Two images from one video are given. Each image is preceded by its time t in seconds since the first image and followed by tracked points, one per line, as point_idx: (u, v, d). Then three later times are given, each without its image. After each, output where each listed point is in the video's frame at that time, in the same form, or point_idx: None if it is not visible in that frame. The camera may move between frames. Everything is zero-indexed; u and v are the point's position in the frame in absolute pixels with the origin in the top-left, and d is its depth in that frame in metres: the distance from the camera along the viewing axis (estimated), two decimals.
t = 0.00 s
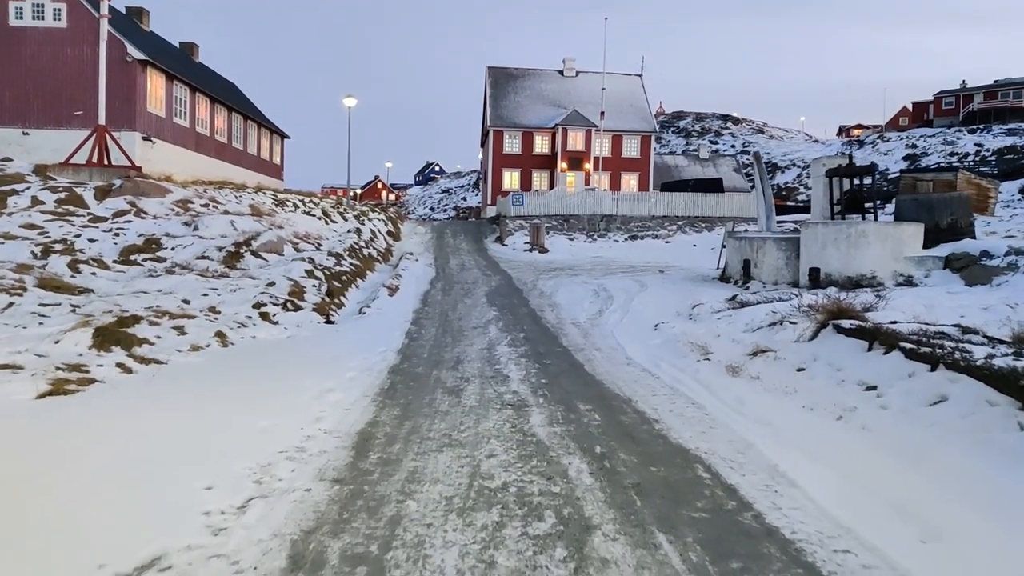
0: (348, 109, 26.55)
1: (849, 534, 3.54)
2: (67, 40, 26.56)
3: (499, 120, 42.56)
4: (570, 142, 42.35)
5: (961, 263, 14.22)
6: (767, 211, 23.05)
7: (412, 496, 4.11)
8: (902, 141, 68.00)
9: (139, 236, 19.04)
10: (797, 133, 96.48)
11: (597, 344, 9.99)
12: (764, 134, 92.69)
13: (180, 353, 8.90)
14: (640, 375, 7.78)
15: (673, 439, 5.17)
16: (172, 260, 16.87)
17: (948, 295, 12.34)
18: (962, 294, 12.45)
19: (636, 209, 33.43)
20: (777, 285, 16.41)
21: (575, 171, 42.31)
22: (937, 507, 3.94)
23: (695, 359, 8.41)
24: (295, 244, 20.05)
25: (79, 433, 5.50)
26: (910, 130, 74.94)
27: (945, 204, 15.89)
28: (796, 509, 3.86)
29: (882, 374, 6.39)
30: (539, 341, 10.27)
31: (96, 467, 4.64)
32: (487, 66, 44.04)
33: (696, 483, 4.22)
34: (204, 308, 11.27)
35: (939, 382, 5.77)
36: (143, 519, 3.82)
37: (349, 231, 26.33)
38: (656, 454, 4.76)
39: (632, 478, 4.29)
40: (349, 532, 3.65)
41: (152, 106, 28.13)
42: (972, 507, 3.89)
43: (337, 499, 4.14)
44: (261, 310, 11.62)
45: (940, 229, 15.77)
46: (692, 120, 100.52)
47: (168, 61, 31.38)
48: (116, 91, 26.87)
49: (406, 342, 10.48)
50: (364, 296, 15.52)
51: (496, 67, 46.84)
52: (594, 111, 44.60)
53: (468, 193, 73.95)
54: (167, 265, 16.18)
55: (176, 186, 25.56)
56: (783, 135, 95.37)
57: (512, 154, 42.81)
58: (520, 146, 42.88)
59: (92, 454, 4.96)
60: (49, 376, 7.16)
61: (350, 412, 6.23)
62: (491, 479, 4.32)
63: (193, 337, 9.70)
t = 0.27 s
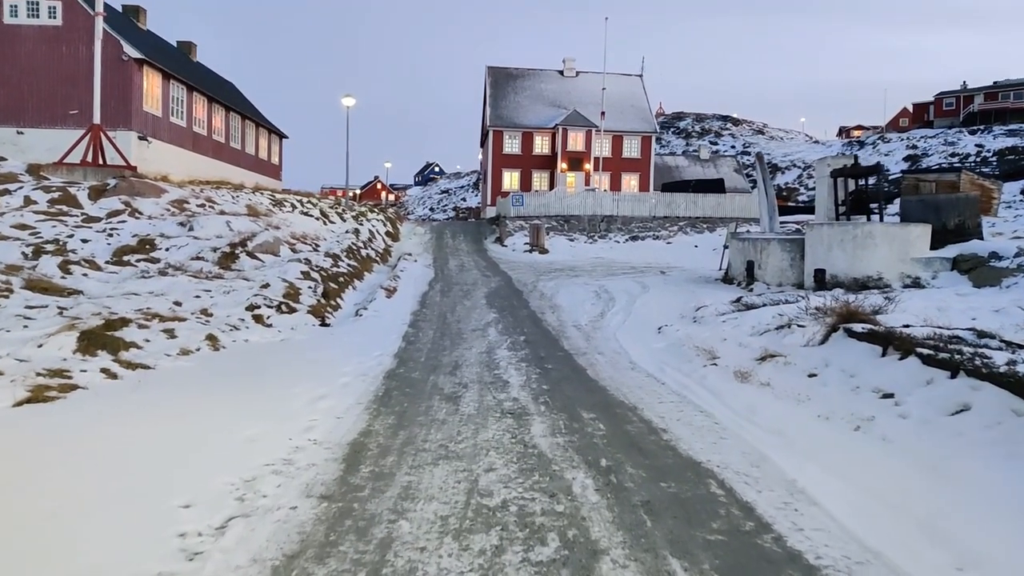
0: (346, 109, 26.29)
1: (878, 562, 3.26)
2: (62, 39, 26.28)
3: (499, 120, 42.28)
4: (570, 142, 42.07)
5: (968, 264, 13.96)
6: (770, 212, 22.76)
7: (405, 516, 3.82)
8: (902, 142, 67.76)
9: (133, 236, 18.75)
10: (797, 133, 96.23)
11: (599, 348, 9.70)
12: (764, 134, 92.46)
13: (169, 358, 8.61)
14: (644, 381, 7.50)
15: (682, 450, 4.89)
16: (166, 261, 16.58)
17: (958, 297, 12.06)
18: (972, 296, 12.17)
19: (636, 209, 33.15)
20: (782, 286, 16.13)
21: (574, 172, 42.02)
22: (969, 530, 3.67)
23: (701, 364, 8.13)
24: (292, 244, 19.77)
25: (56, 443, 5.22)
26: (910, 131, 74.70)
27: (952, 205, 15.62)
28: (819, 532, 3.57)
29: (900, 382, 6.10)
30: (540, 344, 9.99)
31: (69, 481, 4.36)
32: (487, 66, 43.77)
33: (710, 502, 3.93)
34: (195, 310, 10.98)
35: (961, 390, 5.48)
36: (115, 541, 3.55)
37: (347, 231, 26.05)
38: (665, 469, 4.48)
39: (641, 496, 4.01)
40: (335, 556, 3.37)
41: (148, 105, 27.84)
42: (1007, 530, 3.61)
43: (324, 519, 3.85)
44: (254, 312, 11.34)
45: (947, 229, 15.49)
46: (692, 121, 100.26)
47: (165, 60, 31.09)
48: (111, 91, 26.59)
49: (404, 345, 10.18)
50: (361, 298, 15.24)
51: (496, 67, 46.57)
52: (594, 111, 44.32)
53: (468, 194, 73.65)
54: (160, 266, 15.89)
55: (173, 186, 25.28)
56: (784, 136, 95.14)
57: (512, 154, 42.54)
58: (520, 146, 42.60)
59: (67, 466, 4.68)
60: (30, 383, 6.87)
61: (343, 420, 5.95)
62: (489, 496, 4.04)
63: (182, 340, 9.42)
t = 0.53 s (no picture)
0: (343, 107, 25.98)
1: None
2: (56, 36, 25.98)
3: (498, 118, 41.96)
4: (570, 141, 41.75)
5: (977, 261, 13.68)
6: (773, 210, 22.45)
7: (392, 533, 3.53)
8: (904, 140, 67.42)
9: (127, 235, 18.45)
10: (798, 132, 95.85)
11: (601, 348, 9.41)
12: (765, 133, 92.09)
13: (156, 360, 8.32)
14: (648, 383, 7.21)
15: (690, 459, 4.60)
16: (159, 260, 16.28)
17: (969, 295, 11.76)
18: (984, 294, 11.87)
19: (637, 208, 32.83)
20: (786, 285, 15.84)
21: (574, 171, 41.72)
22: (1005, 550, 3.38)
23: (707, 365, 7.83)
24: (288, 244, 19.47)
25: (26, 450, 4.92)
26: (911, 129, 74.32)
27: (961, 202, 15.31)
28: (844, 552, 3.28)
29: (918, 385, 5.80)
30: (540, 345, 9.69)
31: (34, 491, 4.07)
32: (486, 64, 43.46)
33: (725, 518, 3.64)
34: (185, 310, 10.68)
35: (987, 392, 5.17)
36: (76, 558, 3.27)
37: (345, 230, 25.76)
38: (674, 479, 4.19)
39: (647, 510, 3.72)
40: None
41: (143, 103, 27.53)
42: None
43: (305, 537, 3.55)
44: (246, 312, 11.05)
45: (955, 227, 15.18)
46: (692, 120, 99.92)
47: (160, 58, 30.78)
48: (106, 88, 26.29)
49: (399, 346, 9.89)
50: (357, 297, 14.93)
51: (495, 65, 46.26)
52: (595, 110, 44.00)
53: (468, 193, 73.29)
54: (153, 265, 15.60)
55: (168, 185, 24.98)
56: (784, 134, 94.81)
57: (511, 152, 42.23)
58: (520, 145, 42.28)
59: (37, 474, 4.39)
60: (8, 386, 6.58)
61: (332, 426, 5.65)
62: (484, 510, 3.74)
63: (170, 341, 9.12)
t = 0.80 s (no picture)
0: (342, 107, 25.76)
1: None
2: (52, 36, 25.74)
3: (499, 119, 41.71)
4: (571, 142, 41.48)
5: (988, 265, 13.34)
6: (776, 211, 22.19)
7: (385, 565, 3.26)
8: (905, 141, 67.17)
9: (122, 237, 18.19)
10: (799, 133, 95.61)
11: (604, 355, 9.15)
12: (766, 134, 91.81)
13: (146, 367, 8.06)
14: (654, 393, 6.95)
15: (703, 479, 4.33)
16: (154, 263, 16.02)
17: (980, 300, 11.50)
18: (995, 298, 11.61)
19: (638, 209, 32.56)
20: (791, 288, 15.58)
21: (575, 172, 41.46)
22: None
23: (714, 373, 7.56)
24: (286, 245, 19.22)
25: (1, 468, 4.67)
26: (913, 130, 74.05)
27: (969, 203, 15.05)
28: None
29: (937, 397, 5.53)
30: (541, 351, 9.42)
31: (3, 515, 3.82)
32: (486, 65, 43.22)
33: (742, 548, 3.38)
34: (178, 315, 10.43)
35: (1013, 407, 4.91)
36: None
37: (344, 232, 25.51)
38: (686, 503, 3.93)
39: (660, 539, 3.46)
40: None
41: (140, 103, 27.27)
42: None
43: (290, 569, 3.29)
44: (240, 317, 10.78)
45: (963, 229, 14.91)
46: (693, 120, 99.66)
47: (158, 58, 30.53)
48: (103, 88, 26.03)
49: (396, 352, 9.62)
50: (355, 301, 14.67)
51: (495, 65, 45.99)
52: (595, 110, 43.74)
53: (468, 194, 73.04)
54: (148, 268, 15.34)
55: (165, 186, 24.72)
56: (785, 135, 94.57)
57: (512, 153, 41.97)
58: (520, 146, 42.02)
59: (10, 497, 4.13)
60: None
61: (324, 440, 5.39)
62: (483, 539, 3.48)
63: (160, 348, 8.85)
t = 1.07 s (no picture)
0: (341, 105, 25.52)
1: None
2: (48, 33, 25.46)
3: (499, 118, 41.44)
4: (572, 141, 41.20)
5: (999, 264, 12.98)
6: (781, 210, 21.90)
7: None
8: (907, 140, 66.87)
9: (117, 235, 17.91)
10: (800, 132, 95.30)
11: (610, 357, 8.88)
12: (767, 134, 91.50)
13: (137, 369, 7.79)
14: (663, 397, 6.68)
15: (722, 493, 4.06)
16: (150, 262, 15.75)
17: (993, 300, 11.23)
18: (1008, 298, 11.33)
19: (640, 208, 32.28)
20: (798, 288, 15.31)
21: (576, 171, 41.18)
22: None
23: (725, 377, 7.26)
24: (283, 244, 18.95)
25: None
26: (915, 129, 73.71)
27: (979, 202, 14.78)
28: None
29: (963, 403, 5.26)
30: (544, 353, 9.13)
31: None
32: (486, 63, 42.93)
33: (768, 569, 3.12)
34: (172, 315, 10.15)
35: None
36: None
37: (343, 231, 25.24)
38: (705, 518, 3.67)
39: (680, 560, 3.20)
40: None
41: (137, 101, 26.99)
42: None
43: None
44: (236, 317, 10.51)
45: (973, 228, 14.63)
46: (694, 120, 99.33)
47: (156, 55, 30.25)
48: (99, 86, 25.75)
49: (395, 353, 9.34)
50: (353, 301, 14.39)
51: (496, 64, 45.71)
52: (596, 109, 43.46)
53: (468, 194, 72.75)
54: (143, 267, 15.07)
55: (162, 184, 24.44)
56: (786, 135, 94.25)
57: (512, 152, 41.67)
58: (520, 145, 41.73)
59: None
60: None
61: (317, 448, 5.10)
62: (488, 559, 3.22)
63: (152, 349, 8.57)
